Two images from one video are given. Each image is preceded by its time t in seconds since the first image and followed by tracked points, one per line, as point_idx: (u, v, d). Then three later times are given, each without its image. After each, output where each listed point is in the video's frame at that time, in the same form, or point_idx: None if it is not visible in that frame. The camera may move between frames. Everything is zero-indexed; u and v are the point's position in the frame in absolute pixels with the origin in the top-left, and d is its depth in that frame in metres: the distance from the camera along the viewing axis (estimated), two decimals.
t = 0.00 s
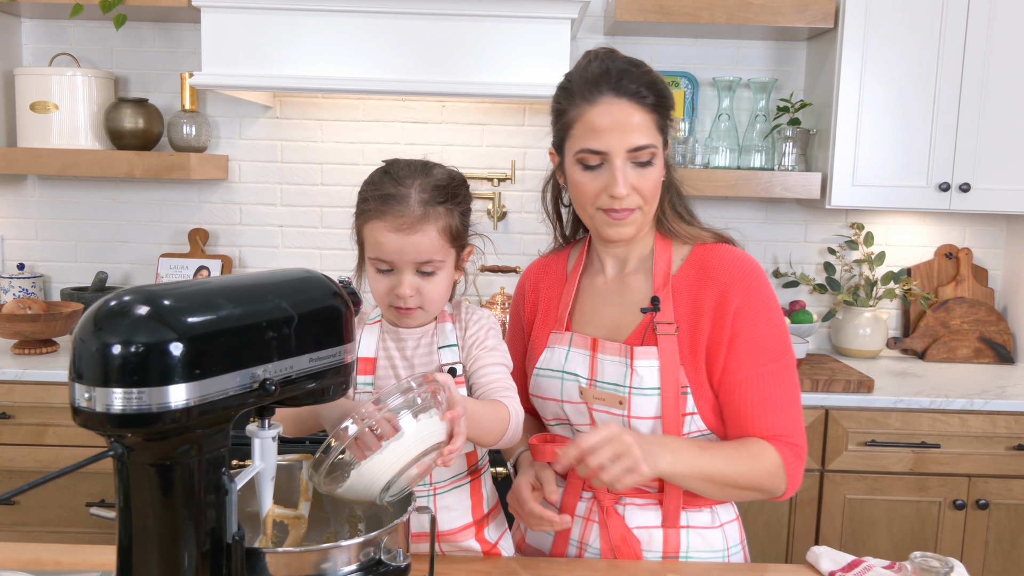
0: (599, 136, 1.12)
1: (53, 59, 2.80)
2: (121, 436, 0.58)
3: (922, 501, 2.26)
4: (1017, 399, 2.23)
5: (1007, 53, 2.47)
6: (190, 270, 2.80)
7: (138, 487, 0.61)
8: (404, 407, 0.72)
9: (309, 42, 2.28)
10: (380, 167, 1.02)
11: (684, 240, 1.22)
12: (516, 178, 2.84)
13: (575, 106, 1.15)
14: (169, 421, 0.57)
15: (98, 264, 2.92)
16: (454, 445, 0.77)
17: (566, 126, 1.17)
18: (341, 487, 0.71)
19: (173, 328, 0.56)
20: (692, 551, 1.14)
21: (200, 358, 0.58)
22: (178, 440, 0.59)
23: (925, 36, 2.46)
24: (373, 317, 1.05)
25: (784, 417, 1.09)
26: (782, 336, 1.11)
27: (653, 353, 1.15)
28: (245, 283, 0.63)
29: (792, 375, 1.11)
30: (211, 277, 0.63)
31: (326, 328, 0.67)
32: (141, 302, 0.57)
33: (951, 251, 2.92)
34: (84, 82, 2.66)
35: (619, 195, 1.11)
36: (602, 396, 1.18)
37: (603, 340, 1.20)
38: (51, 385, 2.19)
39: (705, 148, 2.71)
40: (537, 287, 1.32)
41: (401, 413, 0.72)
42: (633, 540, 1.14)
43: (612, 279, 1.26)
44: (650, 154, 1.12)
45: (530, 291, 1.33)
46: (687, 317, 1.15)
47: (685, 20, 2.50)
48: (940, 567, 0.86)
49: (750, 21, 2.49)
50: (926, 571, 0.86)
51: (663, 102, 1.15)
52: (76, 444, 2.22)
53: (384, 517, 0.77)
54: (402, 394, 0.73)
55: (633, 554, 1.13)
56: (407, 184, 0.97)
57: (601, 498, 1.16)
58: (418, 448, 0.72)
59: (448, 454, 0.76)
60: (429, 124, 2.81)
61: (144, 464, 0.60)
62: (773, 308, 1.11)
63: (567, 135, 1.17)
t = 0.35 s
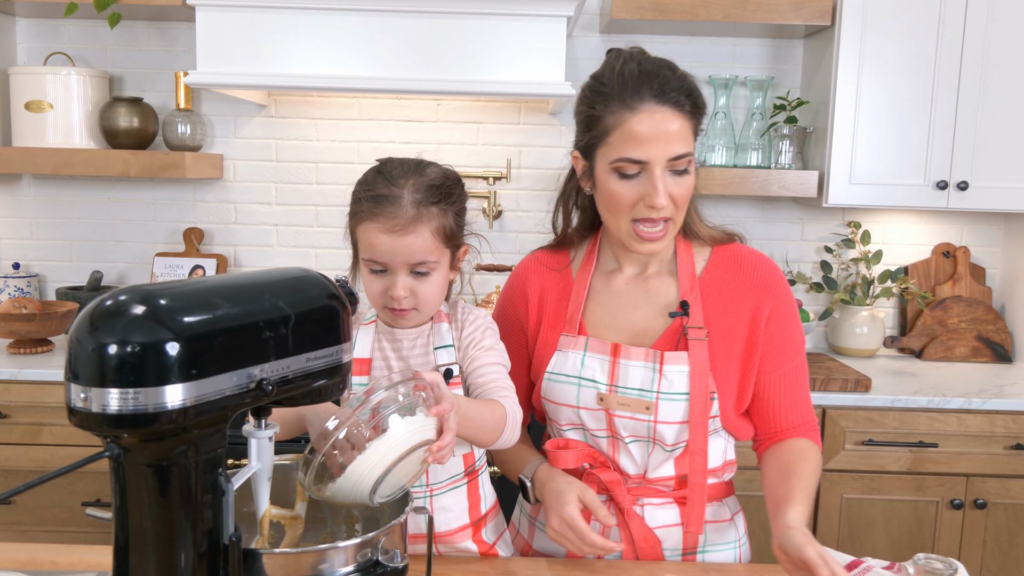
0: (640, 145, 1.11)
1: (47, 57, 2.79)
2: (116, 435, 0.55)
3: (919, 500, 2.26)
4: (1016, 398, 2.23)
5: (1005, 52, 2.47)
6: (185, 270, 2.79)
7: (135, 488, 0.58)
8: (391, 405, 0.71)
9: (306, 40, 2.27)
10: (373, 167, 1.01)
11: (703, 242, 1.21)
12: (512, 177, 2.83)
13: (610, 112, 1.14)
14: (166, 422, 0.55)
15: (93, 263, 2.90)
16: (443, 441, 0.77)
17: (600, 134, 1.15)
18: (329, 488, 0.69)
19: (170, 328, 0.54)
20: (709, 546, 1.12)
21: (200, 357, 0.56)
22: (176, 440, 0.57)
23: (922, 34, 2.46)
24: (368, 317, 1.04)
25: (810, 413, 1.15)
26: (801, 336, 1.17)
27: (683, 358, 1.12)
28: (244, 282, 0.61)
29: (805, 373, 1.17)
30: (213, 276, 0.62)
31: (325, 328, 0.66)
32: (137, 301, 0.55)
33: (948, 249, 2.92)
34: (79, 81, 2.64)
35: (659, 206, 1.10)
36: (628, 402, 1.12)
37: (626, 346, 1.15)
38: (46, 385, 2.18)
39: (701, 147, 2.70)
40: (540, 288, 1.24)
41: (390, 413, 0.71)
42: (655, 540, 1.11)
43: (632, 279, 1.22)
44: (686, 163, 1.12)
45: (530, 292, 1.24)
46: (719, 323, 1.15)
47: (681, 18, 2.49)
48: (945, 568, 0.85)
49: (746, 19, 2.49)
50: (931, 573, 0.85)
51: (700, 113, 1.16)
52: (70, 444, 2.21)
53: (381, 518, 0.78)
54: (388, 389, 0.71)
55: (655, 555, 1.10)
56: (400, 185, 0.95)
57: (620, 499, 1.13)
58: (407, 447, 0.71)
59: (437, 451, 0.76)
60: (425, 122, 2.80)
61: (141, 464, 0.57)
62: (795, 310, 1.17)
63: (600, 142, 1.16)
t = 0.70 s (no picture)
0: (660, 134, 1.10)
1: (47, 58, 2.79)
2: (101, 436, 0.55)
3: (920, 499, 2.25)
4: (1017, 396, 2.22)
5: (1006, 48, 2.46)
6: (185, 270, 2.79)
7: (121, 488, 0.57)
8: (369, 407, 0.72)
9: (305, 39, 2.26)
10: (363, 166, 1.00)
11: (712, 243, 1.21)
12: (511, 176, 2.82)
13: (628, 101, 1.13)
14: (151, 422, 0.54)
15: (93, 264, 2.90)
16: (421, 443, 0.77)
17: (618, 124, 1.14)
18: (306, 485, 0.71)
19: (154, 328, 0.54)
20: (715, 544, 1.11)
21: (188, 358, 0.55)
22: (162, 441, 0.56)
23: (923, 31, 2.45)
24: (361, 317, 1.03)
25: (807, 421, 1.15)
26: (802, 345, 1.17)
27: (694, 358, 1.11)
28: (230, 282, 0.61)
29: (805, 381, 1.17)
30: (202, 275, 0.61)
31: (315, 326, 0.65)
32: (121, 301, 0.55)
33: (950, 247, 2.91)
34: (78, 82, 2.64)
35: (676, 196, 1.09)
36: (637, 402, 1.10)
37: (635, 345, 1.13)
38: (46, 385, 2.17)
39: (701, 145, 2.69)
40: (546, 286, 1.22)
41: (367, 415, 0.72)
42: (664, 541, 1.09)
43: (641, 279, 1.20)
44: (703, 156, 1.11)
45: (536, 290, 1.22)
46: (727, 325, 1.15)
47: (680, 16, 2.48)
48: (932, 569, 0.85)
49: (746, 16, 2.48)
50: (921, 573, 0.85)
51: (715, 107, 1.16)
52: (70, 444, 2.21)
53: (371, 518, 0.78)
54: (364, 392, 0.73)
55: (664, 555, 1.09)
56: (388, 183, 0.95)
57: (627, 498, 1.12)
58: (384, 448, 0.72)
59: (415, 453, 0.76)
60: (424, 122, 2.80)
61: (125, 465, 0.57)
62: (798, 315, 1.18)
63: (615, 131, 1.15)
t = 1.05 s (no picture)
0: (621, 97, 1.11)
1: (51, 63, 2.80)
2: (75, 439, 0.54)
3: (929, 497, 2.23)
4: None
5: (1015, 39, 2.42)
6: (191, 272, 2.80)
7: (96, 492, 0.57)
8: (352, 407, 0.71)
9: (307, 41, 2.26)
10: (349, 166, 1.01)
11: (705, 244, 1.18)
12: (515, 175, 2.81)
13: (600, 72, 1.16)
14: (125, 426, 0.53)
15: (100, 267, 2.91)
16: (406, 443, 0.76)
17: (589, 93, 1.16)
18: (291, 484, 0.70)
19: (128, 331, 0.52)
20: (708, 549, 1.09)
21: (162, 361, 0.54)
22: (137, 443, 0.55)
23: (928, 23, 2.42)
24: (350, 320, 1.02)
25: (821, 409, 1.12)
26: (808, 335, 1.14)
27: (682, 359, 1.09)
28: (206, 285, 0.60)
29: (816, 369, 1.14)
30: (178, 277, 0.60)
31: (293, 325, 0.64)
32: (95, 303, 0.53)
33: (960, 241, 2.87)
34: (83, 85, 2.65)
35: (631, 155, 1.07)
36: (624, 404, 1.10)
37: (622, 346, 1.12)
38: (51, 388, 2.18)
39: (705, 141, 2.67)
40: (537, 285, 1.21)
41: (356, 416, 0.71)
42: (654, 543, 1.08)
43: (630, 279, 1.18)
44: (668, 126, 1.11)
45: (528, 289, 1.21)
46: (718, 325, 1.12)
47: (682, 11, 2.47)
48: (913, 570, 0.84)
49: (748, 10, 2.45)
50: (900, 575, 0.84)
51: (694, 90, 1.15)
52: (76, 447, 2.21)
53: (359, 518, 0.76)
54: (352, 390, 0.72)
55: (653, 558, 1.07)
56: (374, 184, 0.96)
57: (618, 502, 1.09)
58: (372, 449, 0.72)
59: (400, 453, 0.75)
60: (427, 121, 2.79)
61: (102, 468, 0.56)
62: (798, 309, 1.14)
63: (591, 108, 1.17)
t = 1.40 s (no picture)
0: (596, 95, 1.10)
1: (73, 67, 2.84)
2: (55, 443, 0.54)
3: (950, 500, 2.18)
4: None
5: None
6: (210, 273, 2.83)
7: (75, 496, 0.57)
8: (344, 407, 0.72)
9: (321, 44, 2.27)
10: (345, 169, 1.04)
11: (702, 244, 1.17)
12: (530, 175, 2.81)
13: (578, 76, 1.16)
14: (104, 429, 0.53)
15: (122, 268, 2.95)
16: (395, 447, 0.76)
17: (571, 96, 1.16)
18: (278, 484, 0.71)
19: (106, 334, 0.53)
20: (705, 554, 1.10)
21: (141, 365, 0.54)
22: (117, 445, 0.56)
23: (949, 18, 2.38)
24: (348, 322, 1.03)
25: (813, 420, 1.10)
26: (807, 342, 1.12)
27: (675, 361, 1.08)
28: (187, 289, 0.60)
29: (814, 378, 1.12)
30: (161, 280, 0.60)
31: (275, 328, 0.64)
32: (74, 307, 0.53)
33: (983, 239, 2.82)
34: (104, 89, 2.68)
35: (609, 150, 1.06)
36: (616, 405, 1.08)
37: (616, 347, 1.11)
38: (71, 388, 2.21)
39: (722, 140, 2.65)
40: (533, 287, 1.21)
41: (345, 417, 0.72)
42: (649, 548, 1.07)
43: (626, 281, 1.18)
44: (646, 119, 1.09)
45: (523, 292, 1.21)
46: (712, 328, 1.10)
47: (697, 9, 2.44)
48: None
49: (763, 8, 2.42)
50: None
51: (674, 82, 1.13)
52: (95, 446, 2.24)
53: (349, 520, 0.77)
54: (345, 390, 0.73)
55: (648, 562, 1.07)
56: (366, 186, 0.98)
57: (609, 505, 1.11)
58: (357, 453, 0.72)
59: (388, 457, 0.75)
60: (443, 122, 2.80)
61: (81, 471, 0.56)
62: (795, 315, 1.11)
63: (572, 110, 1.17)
